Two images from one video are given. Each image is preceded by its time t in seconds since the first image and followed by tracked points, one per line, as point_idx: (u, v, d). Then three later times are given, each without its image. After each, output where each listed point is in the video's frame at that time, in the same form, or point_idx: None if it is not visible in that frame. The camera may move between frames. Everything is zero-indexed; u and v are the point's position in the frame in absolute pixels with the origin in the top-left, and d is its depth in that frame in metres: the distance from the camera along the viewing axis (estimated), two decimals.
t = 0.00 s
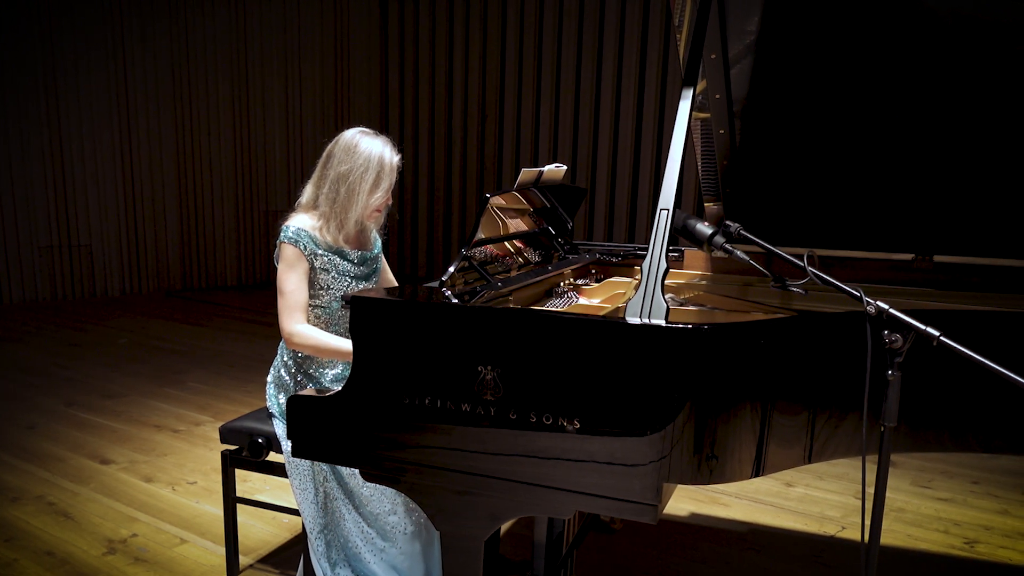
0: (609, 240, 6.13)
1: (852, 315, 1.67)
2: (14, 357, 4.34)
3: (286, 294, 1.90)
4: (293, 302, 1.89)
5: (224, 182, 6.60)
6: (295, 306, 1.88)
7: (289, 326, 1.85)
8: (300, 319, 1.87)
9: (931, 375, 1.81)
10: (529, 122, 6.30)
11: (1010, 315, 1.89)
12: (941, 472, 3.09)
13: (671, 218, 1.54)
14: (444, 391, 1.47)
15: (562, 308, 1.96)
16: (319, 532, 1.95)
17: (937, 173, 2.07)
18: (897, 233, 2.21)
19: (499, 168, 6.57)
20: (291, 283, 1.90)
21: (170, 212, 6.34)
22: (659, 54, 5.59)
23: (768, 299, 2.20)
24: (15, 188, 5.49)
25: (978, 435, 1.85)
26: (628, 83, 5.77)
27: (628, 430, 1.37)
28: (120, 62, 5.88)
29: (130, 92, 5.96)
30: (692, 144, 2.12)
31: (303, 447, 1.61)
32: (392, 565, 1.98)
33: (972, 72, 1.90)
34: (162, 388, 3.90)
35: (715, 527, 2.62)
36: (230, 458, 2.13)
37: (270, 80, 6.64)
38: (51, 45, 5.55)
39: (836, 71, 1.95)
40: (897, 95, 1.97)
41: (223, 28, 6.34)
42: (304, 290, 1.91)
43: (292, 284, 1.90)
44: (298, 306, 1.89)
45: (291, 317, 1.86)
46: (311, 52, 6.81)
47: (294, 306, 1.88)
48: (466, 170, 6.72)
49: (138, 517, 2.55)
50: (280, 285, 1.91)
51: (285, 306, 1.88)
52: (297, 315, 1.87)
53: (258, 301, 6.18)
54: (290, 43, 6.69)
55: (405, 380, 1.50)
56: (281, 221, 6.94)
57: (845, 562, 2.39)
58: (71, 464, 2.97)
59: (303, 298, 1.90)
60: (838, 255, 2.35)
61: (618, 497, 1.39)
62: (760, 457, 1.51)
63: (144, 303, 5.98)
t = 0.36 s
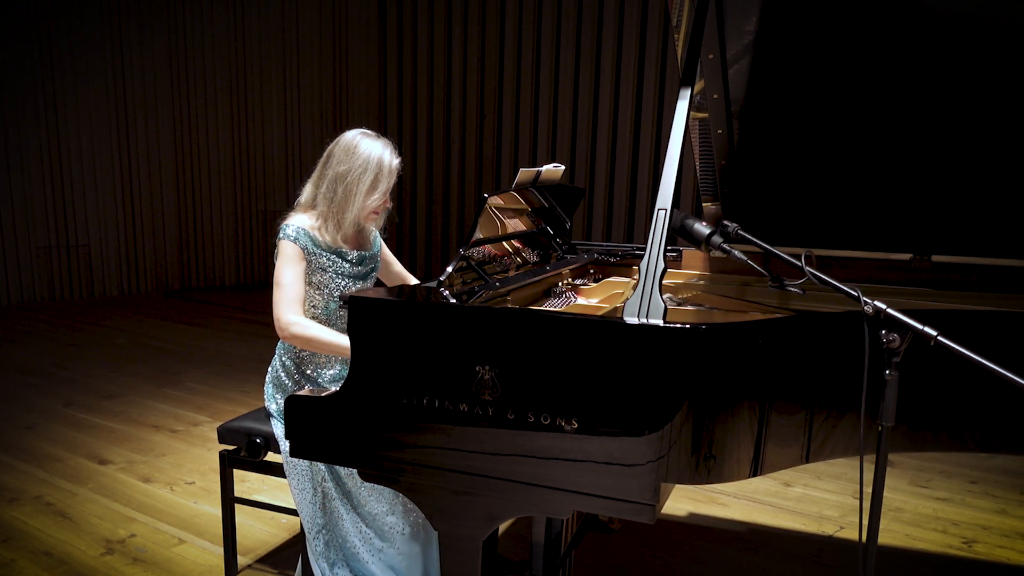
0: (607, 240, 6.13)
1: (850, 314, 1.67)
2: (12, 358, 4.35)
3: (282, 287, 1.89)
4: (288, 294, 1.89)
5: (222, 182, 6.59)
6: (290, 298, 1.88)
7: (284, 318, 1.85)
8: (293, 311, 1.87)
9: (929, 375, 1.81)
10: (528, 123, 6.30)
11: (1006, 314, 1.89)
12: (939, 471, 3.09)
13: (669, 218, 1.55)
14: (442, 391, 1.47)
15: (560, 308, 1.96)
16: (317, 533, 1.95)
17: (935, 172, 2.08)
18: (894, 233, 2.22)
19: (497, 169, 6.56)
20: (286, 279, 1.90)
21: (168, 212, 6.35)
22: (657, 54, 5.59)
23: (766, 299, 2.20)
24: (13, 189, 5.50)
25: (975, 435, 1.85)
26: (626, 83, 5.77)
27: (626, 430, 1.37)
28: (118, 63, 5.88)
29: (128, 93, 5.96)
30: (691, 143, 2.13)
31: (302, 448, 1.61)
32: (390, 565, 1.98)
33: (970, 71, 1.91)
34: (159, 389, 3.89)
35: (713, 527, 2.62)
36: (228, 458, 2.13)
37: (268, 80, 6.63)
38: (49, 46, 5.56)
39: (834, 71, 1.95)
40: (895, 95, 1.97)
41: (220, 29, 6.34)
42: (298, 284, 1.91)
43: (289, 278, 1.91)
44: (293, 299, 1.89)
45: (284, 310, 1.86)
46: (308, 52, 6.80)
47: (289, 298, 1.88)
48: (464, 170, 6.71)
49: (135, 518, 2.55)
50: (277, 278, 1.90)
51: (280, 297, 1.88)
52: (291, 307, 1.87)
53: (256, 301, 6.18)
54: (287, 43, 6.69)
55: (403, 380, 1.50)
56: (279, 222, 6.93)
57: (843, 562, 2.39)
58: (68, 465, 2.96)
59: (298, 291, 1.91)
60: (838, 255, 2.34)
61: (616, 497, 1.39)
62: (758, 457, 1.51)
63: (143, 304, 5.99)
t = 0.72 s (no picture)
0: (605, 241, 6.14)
1: (847, 314, 1.68)
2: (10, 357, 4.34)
3: (287, 286, 1.85)
4: (292, 291, 1.84)
5: (220, 183, 6.58)
6: (296, 293, 1.83)
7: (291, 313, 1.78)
8: (298, 305, 1.81)
9: (926, 375, 1.81)
10: (526, 123, 6.30)
11: (1003, 314, 1.90)
12: (936, 471, 3.10)
13: (666, 218, 1.55)
14: (440, 391, 1.47)
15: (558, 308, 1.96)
16: (315, 533, 1.94)
17: (932, 173, 2.08)
18: (891, 233, 2.22)
19: (495, 168, 6.56)
20: (288, 276, 1.87)
21: (166, 212, 6.34)
22: (655, 54, 5.60)
23: (763, 299, 2.21)
24: (11, 188, 5.50)
25: (971, 434, 1.85)
26: (625, 83, 5.77)
27: (623, 430, 1.38)
28: (116, 62, 5.88)
29: (126, 92, 5.95)
30: (689, 143, 2.16)
31: (300, 447, 1.61)
32: (387, 565, 2.00)
33: (967, 71, 1.91)
34: (158, 389, 3.89)
35: (711, 527, 2.62)
36: (225, 458, 2.12)
37: (266, 80, 6.62)
38: (48, 47, 5.56)
39: (832, 71, 1.95)
40: (892, 95, 1.98)
41: (219, 29, 6.33)
42: (300, 281, 1.87)
43: (291, 276, 1.87)
44: (298, 294, 1.84)
45: (288, 304, 1.81)
46: (307, 52, 6.80)
47: (294, 294, 1.84)
48: (463, 170, 6.71)
49: (134, 518, 2.55)
50: (280, 280, 1.87)
51: (285, 293, 1.83)
52: (297, 301, 1.81)
53: (254, 302, 6.18)
54: (286, 43, 6.68)
55: (401, 380, 1.50)
56: (277, 222, 6.93)
57: (841, 561, 2.39)
58: (66, 465, 2.96)
59: (303, 287, 1.86)
60: (836, 255, 2.32)
61: (614, 497, 1.39)
62: (756, 457, 1.51)
63: (141, 304, 5.98)
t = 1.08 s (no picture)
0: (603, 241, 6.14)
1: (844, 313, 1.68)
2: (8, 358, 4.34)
3: (285, 297, 1.86)
4: (288, 301, 1.86)
5: (219, 183, 6.59)
6: (291, 304, 1.85)
7: (290, 325, 1.81)
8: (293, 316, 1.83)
9: (923, 375, 1.81)
10: (524, 122, 6.30)
11: (1000, 314, 1.90)
12: (935, 471, 3.10)
13: (664, 218, 1.56)
14: (438, 390, 1.47)
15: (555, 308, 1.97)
16: (314, 533, 1.95)
17: (930, 172, 2.08)
18: (888, 232, 2.23)
19: (494, 168, 6.56)
20: (284, 285, 1.88)
21: (164, 212, 6.34)
22: (653, 54, 5.60)
23: (761, 299, 2.21)
24: (9, 188, 5.49)
25: (969, 434, 1.86)
26: (623, 83, 5.77)
27: (621, 430, 1.38)
28: (114, 62, 5.87)
29: (125, 92, 5.95)
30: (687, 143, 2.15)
31: (298, 447, 1.61)
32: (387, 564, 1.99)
33: (965, 71, 1.91)
34: (156, 389, 3.89)
35: (709, 527, 2.62)
36: (223, 458, 2.11)
37: (264, 80, 6.62)
38: (45, 48, 5.55)
39: (830, 71, 1.95)
40: (890, 95, 1.98)
41: (217, 29, 6.33)
42: (296, 290, 1.89)
43: (291, 286, 1.89)
44: (294, 304, 1.86)
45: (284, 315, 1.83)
46: (305, 52, 6.80)
47: (290, 304, 1.85)
48: (461, 170, 6.71)
49: (132, 518, 2.55)
50: (279, 290, 1.87)
51: (281, 303, 1.85)
52: (293, 312, 1.84)
53: (253, 302, 6.18)
54: (284, 43, 6.68)
55: (398, 380, 1.50)
56: (276, 222, 6.93)
57: (839, 561, 2.40)
58: (65, 465, 2.96)
59: (298, 297, 1.88)
60: (836, 255, 2.30)
61: (612, 497, 1.39)
62: (754, 456, 1.51)
63: (140, 304, 5.99)
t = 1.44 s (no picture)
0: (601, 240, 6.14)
1: (841, 313, 1.68)
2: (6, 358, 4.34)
3: (280, 296, 1.87)
4: (285, 301, 1.86)
5: (217, 183, 6.58)
6: (288, 304, 1.85)
7: (284, 325, 1.81)
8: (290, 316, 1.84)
9: (920, 374, 1.82)
10: (522, 122, 6.30)
11: (998, 314, 1.90)
12: (933, 470, 3.10)
13: (661, 218, 1.55)
14: (436, 390, 1.48)
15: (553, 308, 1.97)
16: (312, 533, 1.95)
17: (928, 172, 2.08)
18: (886, 232, 2.23)
19: (492, 168, 6.55)
20: (280, 284, 1.88)
21: (163, 212, 6.33)
22: (651, 54, 5.60)
23: (759, 299, 2.21)
24: (7, 189, 5.49)
25: (966, 433, 1.86)
26: (621, 83, 5.77)
27: (619, 429, 1.38)
28: (112, 62, 5.87)
29: (123, 92, 5.95)
30: (685, 143, 2.18)
31: (296, 448, 1.61)
32: (385, 564, 2.00)
33: (963, 72, 1.91)
34: (154, 389, 3.89)
35: (707, 527, 2.62)
36: (221, 459, 2.11)
37: (263, 80, 6.63)
38: (44, 49, 5.55)
39: (828, 71, 1.95)
40: (888, 95, 1.97)
41: (216, 29, 6.33)
42: (294, 290, 1.89)
43: (287, 287, 1.89)
44: (291, 304, 1.86)
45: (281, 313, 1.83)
46: (303, 52, 6.80)
47: (287, 304, 1.86)
48: (459, 169, 6.71)
49: (130, 518, 2.55)
50: (274, 288, 1.88)
51: (278, 302, 1.85)
52: (290, 312, 1.84)
53: (251, 302, 6.18)
54: (282, 43, 6.68)
55: (396, 380, 1.51)
56: (274, 222, 6.93)
57: (837, 561, 2.40)
58: (63, 466, 2.96)
59: (296, 299, 1.89)
60: (832, 255, 2.34)
61: (610, 497, 1.39)
62: (751, 456, 1.51)
63: (138, 304, 5.99)
